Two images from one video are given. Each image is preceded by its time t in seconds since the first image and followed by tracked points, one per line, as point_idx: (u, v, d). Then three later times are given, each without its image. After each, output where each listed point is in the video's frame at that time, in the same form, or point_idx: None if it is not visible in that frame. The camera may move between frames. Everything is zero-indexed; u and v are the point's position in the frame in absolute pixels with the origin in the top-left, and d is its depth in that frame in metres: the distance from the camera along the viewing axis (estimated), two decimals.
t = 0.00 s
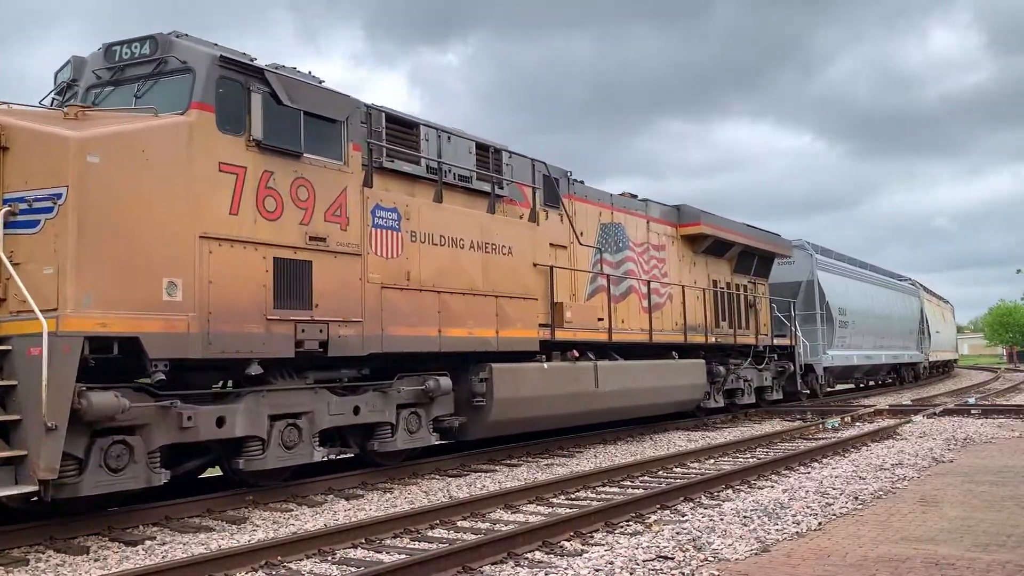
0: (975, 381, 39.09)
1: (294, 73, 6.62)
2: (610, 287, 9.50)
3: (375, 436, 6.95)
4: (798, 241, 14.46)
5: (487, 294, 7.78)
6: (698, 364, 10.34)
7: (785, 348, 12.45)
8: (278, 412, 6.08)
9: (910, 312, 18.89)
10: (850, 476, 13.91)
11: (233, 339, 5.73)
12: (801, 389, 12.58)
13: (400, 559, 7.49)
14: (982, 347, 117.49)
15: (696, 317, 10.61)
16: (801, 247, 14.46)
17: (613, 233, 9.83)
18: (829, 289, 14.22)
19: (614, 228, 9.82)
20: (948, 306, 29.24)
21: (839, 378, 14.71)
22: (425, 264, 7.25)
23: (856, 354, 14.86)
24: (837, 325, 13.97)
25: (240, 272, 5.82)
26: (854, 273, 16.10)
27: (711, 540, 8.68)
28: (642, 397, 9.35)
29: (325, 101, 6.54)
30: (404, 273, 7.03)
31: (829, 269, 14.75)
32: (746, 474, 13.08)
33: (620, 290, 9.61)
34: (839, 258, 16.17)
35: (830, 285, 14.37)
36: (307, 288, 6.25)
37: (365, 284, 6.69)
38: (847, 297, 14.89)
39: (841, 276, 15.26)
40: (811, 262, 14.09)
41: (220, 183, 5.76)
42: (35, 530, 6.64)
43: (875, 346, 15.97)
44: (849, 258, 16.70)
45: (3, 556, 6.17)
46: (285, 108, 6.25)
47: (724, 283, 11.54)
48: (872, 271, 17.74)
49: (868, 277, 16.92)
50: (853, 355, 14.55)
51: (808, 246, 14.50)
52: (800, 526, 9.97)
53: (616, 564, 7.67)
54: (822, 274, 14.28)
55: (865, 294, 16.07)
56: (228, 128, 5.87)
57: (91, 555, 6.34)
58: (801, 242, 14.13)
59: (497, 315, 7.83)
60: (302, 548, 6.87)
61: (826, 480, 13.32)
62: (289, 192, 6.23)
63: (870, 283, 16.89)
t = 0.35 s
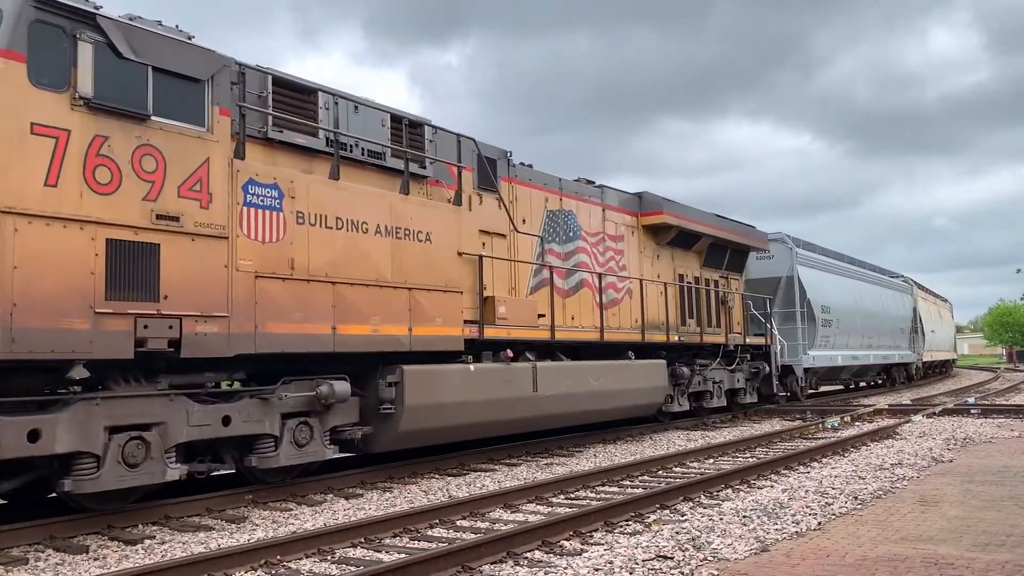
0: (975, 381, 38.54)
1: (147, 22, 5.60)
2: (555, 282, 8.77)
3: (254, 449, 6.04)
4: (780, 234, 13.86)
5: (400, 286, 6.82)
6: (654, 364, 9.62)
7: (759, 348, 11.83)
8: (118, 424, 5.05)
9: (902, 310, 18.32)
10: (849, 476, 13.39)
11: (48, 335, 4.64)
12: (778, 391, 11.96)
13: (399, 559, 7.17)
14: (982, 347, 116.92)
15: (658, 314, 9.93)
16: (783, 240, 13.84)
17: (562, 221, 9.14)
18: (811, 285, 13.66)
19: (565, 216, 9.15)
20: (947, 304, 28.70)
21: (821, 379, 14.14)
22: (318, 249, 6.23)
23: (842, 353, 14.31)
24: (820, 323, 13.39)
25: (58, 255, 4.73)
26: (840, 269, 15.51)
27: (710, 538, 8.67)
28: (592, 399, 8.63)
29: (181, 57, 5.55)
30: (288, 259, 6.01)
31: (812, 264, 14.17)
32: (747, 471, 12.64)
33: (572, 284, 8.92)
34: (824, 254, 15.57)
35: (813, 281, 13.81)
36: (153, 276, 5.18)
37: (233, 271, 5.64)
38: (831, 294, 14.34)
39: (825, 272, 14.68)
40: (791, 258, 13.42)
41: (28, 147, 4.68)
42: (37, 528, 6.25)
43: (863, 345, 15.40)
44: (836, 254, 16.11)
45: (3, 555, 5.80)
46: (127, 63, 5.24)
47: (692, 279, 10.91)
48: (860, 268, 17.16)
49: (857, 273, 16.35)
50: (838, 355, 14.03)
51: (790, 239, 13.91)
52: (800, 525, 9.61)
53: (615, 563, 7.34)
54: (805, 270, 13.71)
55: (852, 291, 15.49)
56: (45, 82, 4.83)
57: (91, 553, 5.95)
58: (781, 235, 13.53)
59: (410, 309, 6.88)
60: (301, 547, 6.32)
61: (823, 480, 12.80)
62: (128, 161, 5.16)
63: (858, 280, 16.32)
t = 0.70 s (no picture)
0: (974, 381, 38.00)
1: None
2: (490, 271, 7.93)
3: (88, 467, 4.98)
4: (758, 227, 13.22)
5: (280, 275, 5.78)
6: (608, 365, 8.83)
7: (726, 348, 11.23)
8: None
9: (893, 307, 17.76)
10: (850, 475, 12.88)
11: None
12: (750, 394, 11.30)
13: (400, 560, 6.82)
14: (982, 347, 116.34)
15: (617, 310, 9.19)
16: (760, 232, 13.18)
17: (500, 207, 8.30)
18: (791, 280, 13.07)
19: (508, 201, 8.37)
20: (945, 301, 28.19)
21: (799, 380, 13.55)
22: (168, 230, 5.20)
23: (824, 352, 13.76)
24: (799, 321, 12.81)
25: None
26: (823, 265, 14.90)
27: (710, 539, 8.44)
28: (532, 403, 7.71)
29: None
30: (125, 241, 4.97)
31: (792, 258, 13.56)
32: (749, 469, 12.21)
33: (511, 276, 8.09)
34: (806, 249, 14.95)
35: (794, 277, 13.24)
36: None
37: (48, 256, 4.61)
38: (813, 291, 13.76)
39: (806, 268, 14.07)
40: (768, 250, 12.69)
41: None
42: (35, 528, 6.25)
43: (847, 343, 14.82)
44: (820, 248, 15.49)
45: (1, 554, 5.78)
46: None
47: (654, 274, 10.25)
48: (846, 263, 16.55)
49: (843, 269, 15.76)
50: (820, 354, 13.48)
51: (769, 232, 13.28)
52: (799, 525, 9.30)
53: (614, 562, 6.96)
54: (784, 265, 13.12)
55: (836, 288, 14.90)
56: None
57: (89, 553, 5.85)
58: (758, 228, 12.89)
59: (293, 301, 5.84)
60: (301, 546, 5.97)
61: (823, 478, 12.35)
62: None
63: (845, 275, 15.75)
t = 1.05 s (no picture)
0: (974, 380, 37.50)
1: None
2: (406, 260, 7.06)
3: None
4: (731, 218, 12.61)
5: (114, 261, 4.79)
6: (551, 365, 8.03)
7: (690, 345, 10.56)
8: None
9: (883, 304, 17.22)
10: (849, 474, 12.57)
11: None
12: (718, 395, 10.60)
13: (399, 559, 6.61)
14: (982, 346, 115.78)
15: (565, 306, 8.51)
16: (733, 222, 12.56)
17: (422, 187, 7.48)
18: (767, 275, 12.52)
19: (439, 183, 7.65)
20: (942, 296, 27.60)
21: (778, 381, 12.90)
22: None
23: (804, 351, 13.24)
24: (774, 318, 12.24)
25: None
26: (804, 259, 14.32)
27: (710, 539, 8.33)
28: (456, 410, 6.89)
29: None
30: None
31: (767, 252, 12.99)
32: (751, 468, 11.95)
33: (435, 266, 7.27)
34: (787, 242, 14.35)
35: (771, 273, 12.70)
36: None
37: None
38: (792, 288, 13.21)
39: (784, 262, 13.50)
40: (740, 243, 12.10)
41: None
42: (37, 528, 6.36)
43: (830, 342, 14.28)
44: (801, 242, 14.90)
45: (2, 554, 5.90)
46: None
47: (609, 266, 9.64)
48: (831, 258, 15.95)
49: (829, 265, 15.29)
50: (799, 354, 12.97)
51: (745, 224, 12.67)
52: (799, 523, 9.16)
53: (615, 561, 6.81)
54: (760, 259, 12.56)
55: (818, 283, 14.34)
56: None
57: (89, 553, 6.02)
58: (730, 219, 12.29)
59: (132, 293, 4.85)
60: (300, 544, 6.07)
61: (823, 477, 12.11)
62: None
63: (831, 272, 15.27)
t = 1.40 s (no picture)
0: (973, 379, 36.91)
1: None
2: (299, 246, 6.39)
3: None
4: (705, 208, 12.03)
5: None
6: (469, 368, 7.26)
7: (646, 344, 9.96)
8: None
9: (870, 302, 16.67)
10: (849, 472, 12.31)
11: None
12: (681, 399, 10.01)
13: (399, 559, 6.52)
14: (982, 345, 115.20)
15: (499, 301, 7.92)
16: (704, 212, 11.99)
17: (323, 163, 6.81)
18: (740, 270, 11.97)
19: (342, 159, 6.97)
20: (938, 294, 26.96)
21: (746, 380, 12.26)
22: None
23: (781, 350, 12.76)
24: (745, 315, 11.73)
25: None
26: (783, 253, 13.75)
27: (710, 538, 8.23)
28: (351, 420, 6.11)
29: None
30: None
31: (742, 246, 12.43)
32: (751, 466, 11.73)
33: (334, 255, 6.58)
34: (766, 236, 13.79)
35: (746, 268, 12.17)
36: None
37: None
38: (768, 284, 12.68)
39: (761, 256, 12.95)
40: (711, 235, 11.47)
41: None
42: (35, 527, 6.20)
43: (810, 340, 13.76)
44: (782, 235, 14.33)
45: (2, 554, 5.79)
46: None
47: (554, 258, 9.09)
48: (814, 252, 15.37)
49: (813, 261, 14.79)
50: (776, 353, 12.48)
51: (715, 215, 12.10)
52: (800, 522, 9.02)
53: (615, 560, 6.68)
54: (733, 253, 12.02)
55: (798, 279, 13.79)
56: None
57: (89, 552, 5.86)
58: (699, 210, 11.72)
59: None
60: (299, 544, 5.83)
61: (823, 476, 11.86)
62: None
63: (815, 267, 14.78)
